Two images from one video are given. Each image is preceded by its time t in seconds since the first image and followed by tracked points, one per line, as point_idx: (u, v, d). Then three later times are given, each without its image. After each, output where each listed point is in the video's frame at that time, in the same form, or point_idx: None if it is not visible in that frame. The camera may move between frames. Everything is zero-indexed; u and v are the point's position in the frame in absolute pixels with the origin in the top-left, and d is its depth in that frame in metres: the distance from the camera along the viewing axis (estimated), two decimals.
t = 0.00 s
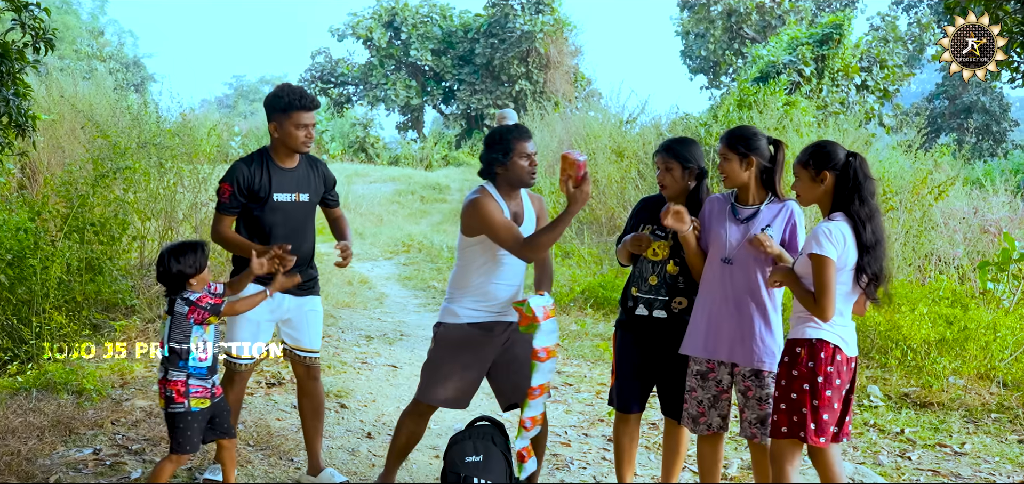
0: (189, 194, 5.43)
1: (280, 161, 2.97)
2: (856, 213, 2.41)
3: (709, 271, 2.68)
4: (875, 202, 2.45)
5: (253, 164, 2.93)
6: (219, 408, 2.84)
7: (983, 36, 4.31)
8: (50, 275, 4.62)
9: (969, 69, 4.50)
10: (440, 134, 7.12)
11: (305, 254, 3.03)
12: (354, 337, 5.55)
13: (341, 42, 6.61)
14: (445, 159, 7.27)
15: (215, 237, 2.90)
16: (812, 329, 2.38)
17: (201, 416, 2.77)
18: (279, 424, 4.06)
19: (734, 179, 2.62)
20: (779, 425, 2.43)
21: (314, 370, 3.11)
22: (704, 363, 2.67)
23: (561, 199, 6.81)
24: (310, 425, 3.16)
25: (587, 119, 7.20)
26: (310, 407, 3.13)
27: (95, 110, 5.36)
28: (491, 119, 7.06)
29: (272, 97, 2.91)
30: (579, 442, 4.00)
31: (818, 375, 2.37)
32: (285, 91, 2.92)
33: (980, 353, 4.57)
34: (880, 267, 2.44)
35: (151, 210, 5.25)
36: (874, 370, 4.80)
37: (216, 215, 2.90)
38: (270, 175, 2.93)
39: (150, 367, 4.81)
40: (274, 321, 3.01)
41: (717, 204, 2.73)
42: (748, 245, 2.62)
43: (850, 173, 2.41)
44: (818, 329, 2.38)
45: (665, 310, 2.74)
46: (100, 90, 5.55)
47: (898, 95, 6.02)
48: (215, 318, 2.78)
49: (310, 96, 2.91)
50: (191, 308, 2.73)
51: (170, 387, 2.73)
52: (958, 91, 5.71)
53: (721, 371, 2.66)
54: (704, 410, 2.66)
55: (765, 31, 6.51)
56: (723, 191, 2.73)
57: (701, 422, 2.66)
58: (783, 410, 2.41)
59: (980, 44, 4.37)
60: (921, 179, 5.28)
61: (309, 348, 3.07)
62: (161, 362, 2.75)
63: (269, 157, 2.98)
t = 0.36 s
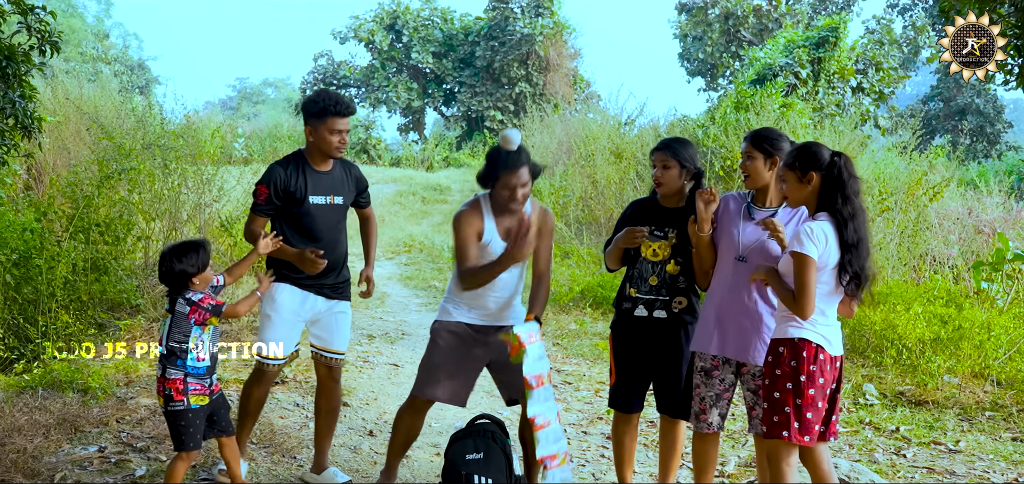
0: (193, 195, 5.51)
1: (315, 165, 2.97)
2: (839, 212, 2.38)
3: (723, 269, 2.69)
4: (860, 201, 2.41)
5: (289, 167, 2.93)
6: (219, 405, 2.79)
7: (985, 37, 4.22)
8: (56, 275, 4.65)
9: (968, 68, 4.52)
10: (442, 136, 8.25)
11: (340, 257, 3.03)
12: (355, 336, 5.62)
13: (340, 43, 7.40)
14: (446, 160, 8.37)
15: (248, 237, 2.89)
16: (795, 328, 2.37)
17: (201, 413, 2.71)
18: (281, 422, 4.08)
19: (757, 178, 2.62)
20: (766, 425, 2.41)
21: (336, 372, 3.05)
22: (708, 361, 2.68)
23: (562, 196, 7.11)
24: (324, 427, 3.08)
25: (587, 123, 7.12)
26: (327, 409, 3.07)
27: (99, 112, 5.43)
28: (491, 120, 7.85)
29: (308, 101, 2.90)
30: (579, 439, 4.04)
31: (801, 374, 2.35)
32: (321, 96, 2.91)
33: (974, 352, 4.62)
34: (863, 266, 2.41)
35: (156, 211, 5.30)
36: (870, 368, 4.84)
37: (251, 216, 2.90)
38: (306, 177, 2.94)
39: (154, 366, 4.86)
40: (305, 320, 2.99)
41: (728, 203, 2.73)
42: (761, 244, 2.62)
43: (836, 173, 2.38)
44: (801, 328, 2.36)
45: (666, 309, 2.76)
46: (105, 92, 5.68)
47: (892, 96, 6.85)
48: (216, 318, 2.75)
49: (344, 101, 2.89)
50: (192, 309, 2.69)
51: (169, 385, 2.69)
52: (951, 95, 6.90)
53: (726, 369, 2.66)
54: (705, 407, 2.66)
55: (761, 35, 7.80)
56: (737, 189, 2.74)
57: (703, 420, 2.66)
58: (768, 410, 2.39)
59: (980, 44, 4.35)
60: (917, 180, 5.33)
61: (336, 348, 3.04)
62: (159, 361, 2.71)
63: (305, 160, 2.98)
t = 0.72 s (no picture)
0: (195, 195, 5.54)
1: (320, 171, 2.96)
2: (834, 210, 2.40)
3: (714, 272, 2.71)
4: (855, 199, 2.43)
5: (293, 171, 2.92)
6: (236, 405, 2.77)
7: (984, 37, 4.11)
8: (58, 275, 4.68)
9: (969, 68, 4.39)
10: (443, 137, 9.62)
11: (341, 259, 3.06)
12: (356, 335, 5.64)
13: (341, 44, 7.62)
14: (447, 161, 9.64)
15: (252, 243, 2.90)
16: (791, 329, 2.38)
17: (214, 411, 2.71)
18: (283, 421, 4.09)
19: (742, 183, 2.62)
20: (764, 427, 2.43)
21: (338, 371, 3.07)
22: (703, 360, 2.67)
23: (562, 197, 6.93)
24: (324, 427, 3.11)
25: (587, 122, 7.44)
26: (326, 409, 3.09)
27: (101, 113, 5.47)
28: (490, 122, 9.10)
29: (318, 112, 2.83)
30: (578, 439, 4.06)
31: (797, 376, 2.37)
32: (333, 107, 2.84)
33: (972, 352, 4.62)
34: (861, 263, 2.43)
35: (157, 211, 5.33)
36: (869, 368, 4.86)
37: (256, 219, 2.90)
38: (309, 182, 2.94)
39: (156, 365, 4.89)
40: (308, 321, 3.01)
41: (717, 205, 2.76)
42: (752, 245, 2.65)
43: (829, 171, 2.41)
44: (797, 329, 2.38)
45: (663, 309, 2.78)
46: (107, 94, 5.74)
47: (888, 97, 6.87)
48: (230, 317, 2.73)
49: (355, 117, 2.81)
50: (205, 307, 2.69)
51: (182, 383, 2.68)
52: (949, 95, 7.07)
53: (721, 367, 2.66)
54: (702, 407, 2.66)
55: (760, 36, 7.83)
56: (724, 191, 2.77)
57: (700, 419, 2.67)
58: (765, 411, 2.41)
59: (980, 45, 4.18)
60: (914, 180, 5.37)
61: (337, 347, 3.06)
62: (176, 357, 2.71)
63: (310, 164, 2.97)
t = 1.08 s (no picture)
0: (196, 195, 5.54)
1: (297, 173, 2.96)
2: (829, 210, 2.41)
3: (707, 273, 2.72)
4: (849, 199, 2.44)
5: (270, 173, 2.92)
6: (224, 405, 2.78)
7: (984, 36, 4.10)
8: (59, 274, 4.68)
9: (969, 69, 4.32)
10: (442, 137, 9.53)
11: (319, 260, 3.06)
12: (356, 335, 5.64)
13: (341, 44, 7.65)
14: (447, 161, 9.63)
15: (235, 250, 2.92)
16: (789, 329, 2.39)
17: (202, 412, 2.70)
18: (284, 421, 4.09)
19: (733, 184, 2.63)
20: (762, 427, 2.44)
21: (330, 370, 3.08)
22: (697, 359, 2.69)
23: (562, 196, 6.96)
24: (323, 426, 3.11)
25: (587, 122, 7.44)
26: (324, 408, 3.09)
27: (102, 112, 5.49)
28: (491, 121, 9.08)
29: (294, 114, 2.83)
30: (578, 438, 4.06)
31: (796, 376, 2.37)
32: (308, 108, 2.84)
33: (972, 351, 4.63)
34: (857, 263, 2.43)
35: (159, 211, 5.33)
36: (868, 368, 4.87)
37: (236, 223, 2.90)
38: (286, 184, 2.94)
39: (157, 364, 4.89)
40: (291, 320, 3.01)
41: (710, 204, 2.77)
42: (743, 245, 2.66)
43: (823, 171, 2.41)
44: (795, 329, 2.39)
45: (660, 310, 2.79)
46: (108, 94, 5.76)
47: (888, 97, 6.88)
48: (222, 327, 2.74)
49: (331, 119, 2.81)
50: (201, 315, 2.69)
51: (169, 384, 2.67)
52: (949, 95, 7.09)
53: (715, 367, 2.67)
54: (697, 406, 2.68)
55: (760, 36, 7.89)
56: (715, 191, 2.78)
57: (694, 418, 2.69)
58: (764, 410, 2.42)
59: (980, 44, 4.17)
60: (914, 180, 5.41)
61: (325, 346, 3.07)
62: (163, 359, 2.70)
63: (287, 165, 2.97)
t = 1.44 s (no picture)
0: (196, 195, 5.55)
1: (307, 178, 2.95)
2: (819, 212, 2.37)
3: (711, 274, 2.72)
4: (842, 199, 2.39)
5: (279, 178, 2.91)
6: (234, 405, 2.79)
7: (984, 36, 4.10)
8: (59, 274, 4.68)
9: (969, 69, 4.33)
10: (443, 137, 9.71)
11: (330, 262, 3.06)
12: (357, 335, 5.65)
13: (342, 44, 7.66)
14: (447, 161, 9.80)
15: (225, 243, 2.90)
16: (780, 329, 2.37)
17: (219, 411, 2.72)
18: (285, 421, 4.09)
19: (734, 185, 2.63)
20: (753, 427, 2.43)
21: (337, 370, 3.09)
22: (701, 361, 2.69)
23: (562, 196, 6.94)
24: (329, 427, 3.11)
25: (587, 122, 7.45)
26: (329, 408, 3.09)
27: (103, 112, 5.50)
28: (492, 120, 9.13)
29: (303, 120, 2.80)
30: (579, 438, 4.06)
31: (786, 376, 2.36)
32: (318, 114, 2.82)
33: (972, 351, 4.63)
34: (849, 265, 2.39)
35: (159, 211, 5.33)
36: (869, 368, 4.87)
37: (234, 223, 2.88)
38: (295, 190, 2.92)
39: (157, 364, 4.89)
40: (298, 322, 3.00)
41: (713, 205, 2.78)
42: (745, 245, 2.66)
43: (815, 172, 2.37)
44: (786, 330, 2.37)
45: (657, 309, 2.78)
46: (108, 94, 5.77)
47: (888, 97, 6.90)
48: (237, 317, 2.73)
49: (341, 126, 2.79)
50: (216, 310, 2.67)
51: (190, 385, 2.66)
52: (949, 95, 7.10)
53: (720, 368, 2.67)
54: (701, 407, 2.68)
55: (760, 36, 7.87)
56: (718, 192, 2.78)
57: (699, 419, 2.69)
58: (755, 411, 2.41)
59: (980, 44, 4.17)
60: (914, 180, 5.42)
61: (332, 346, 3.07)
62: (179, 359, 2.67)
63: (296, 170, 2.95)
